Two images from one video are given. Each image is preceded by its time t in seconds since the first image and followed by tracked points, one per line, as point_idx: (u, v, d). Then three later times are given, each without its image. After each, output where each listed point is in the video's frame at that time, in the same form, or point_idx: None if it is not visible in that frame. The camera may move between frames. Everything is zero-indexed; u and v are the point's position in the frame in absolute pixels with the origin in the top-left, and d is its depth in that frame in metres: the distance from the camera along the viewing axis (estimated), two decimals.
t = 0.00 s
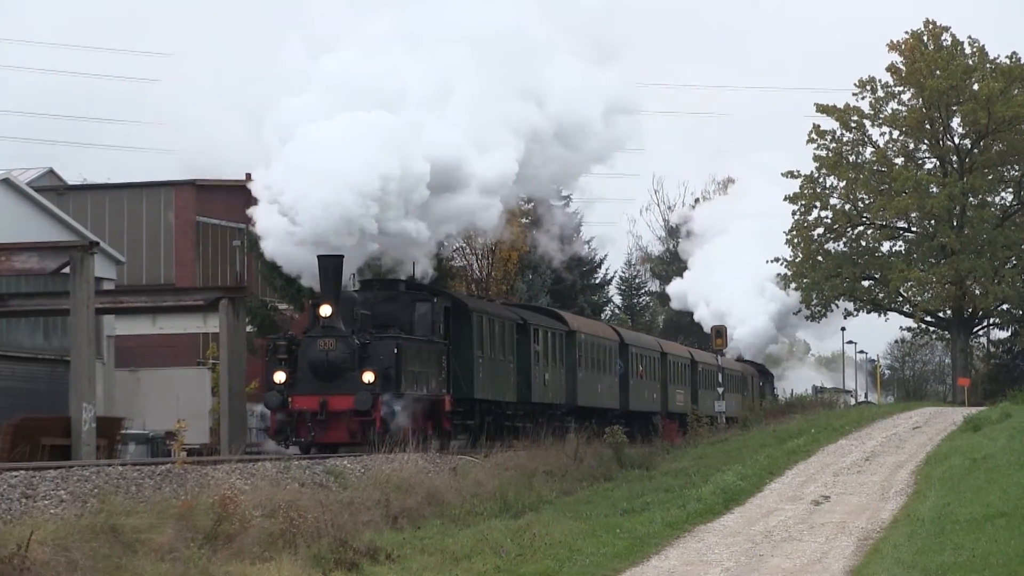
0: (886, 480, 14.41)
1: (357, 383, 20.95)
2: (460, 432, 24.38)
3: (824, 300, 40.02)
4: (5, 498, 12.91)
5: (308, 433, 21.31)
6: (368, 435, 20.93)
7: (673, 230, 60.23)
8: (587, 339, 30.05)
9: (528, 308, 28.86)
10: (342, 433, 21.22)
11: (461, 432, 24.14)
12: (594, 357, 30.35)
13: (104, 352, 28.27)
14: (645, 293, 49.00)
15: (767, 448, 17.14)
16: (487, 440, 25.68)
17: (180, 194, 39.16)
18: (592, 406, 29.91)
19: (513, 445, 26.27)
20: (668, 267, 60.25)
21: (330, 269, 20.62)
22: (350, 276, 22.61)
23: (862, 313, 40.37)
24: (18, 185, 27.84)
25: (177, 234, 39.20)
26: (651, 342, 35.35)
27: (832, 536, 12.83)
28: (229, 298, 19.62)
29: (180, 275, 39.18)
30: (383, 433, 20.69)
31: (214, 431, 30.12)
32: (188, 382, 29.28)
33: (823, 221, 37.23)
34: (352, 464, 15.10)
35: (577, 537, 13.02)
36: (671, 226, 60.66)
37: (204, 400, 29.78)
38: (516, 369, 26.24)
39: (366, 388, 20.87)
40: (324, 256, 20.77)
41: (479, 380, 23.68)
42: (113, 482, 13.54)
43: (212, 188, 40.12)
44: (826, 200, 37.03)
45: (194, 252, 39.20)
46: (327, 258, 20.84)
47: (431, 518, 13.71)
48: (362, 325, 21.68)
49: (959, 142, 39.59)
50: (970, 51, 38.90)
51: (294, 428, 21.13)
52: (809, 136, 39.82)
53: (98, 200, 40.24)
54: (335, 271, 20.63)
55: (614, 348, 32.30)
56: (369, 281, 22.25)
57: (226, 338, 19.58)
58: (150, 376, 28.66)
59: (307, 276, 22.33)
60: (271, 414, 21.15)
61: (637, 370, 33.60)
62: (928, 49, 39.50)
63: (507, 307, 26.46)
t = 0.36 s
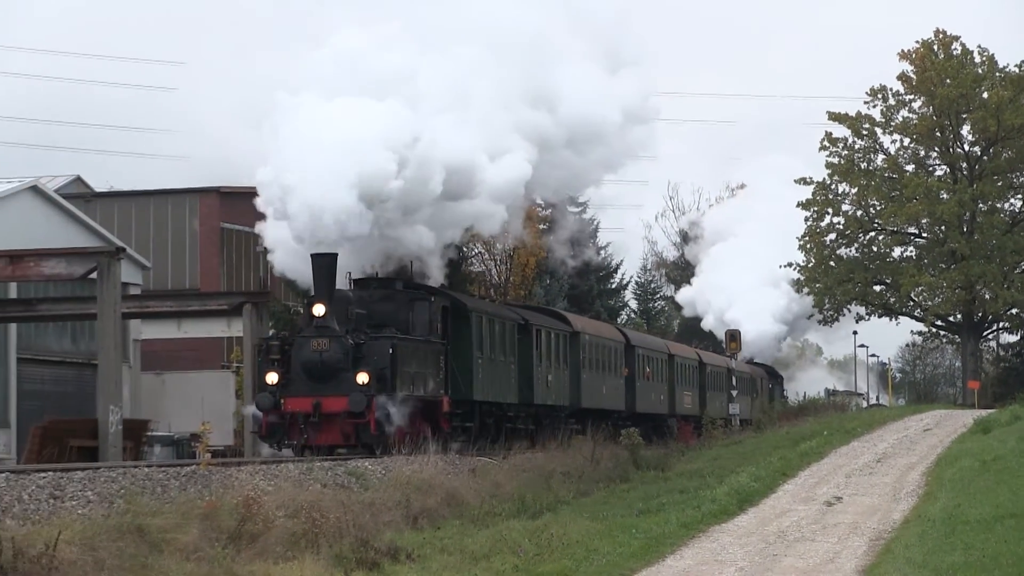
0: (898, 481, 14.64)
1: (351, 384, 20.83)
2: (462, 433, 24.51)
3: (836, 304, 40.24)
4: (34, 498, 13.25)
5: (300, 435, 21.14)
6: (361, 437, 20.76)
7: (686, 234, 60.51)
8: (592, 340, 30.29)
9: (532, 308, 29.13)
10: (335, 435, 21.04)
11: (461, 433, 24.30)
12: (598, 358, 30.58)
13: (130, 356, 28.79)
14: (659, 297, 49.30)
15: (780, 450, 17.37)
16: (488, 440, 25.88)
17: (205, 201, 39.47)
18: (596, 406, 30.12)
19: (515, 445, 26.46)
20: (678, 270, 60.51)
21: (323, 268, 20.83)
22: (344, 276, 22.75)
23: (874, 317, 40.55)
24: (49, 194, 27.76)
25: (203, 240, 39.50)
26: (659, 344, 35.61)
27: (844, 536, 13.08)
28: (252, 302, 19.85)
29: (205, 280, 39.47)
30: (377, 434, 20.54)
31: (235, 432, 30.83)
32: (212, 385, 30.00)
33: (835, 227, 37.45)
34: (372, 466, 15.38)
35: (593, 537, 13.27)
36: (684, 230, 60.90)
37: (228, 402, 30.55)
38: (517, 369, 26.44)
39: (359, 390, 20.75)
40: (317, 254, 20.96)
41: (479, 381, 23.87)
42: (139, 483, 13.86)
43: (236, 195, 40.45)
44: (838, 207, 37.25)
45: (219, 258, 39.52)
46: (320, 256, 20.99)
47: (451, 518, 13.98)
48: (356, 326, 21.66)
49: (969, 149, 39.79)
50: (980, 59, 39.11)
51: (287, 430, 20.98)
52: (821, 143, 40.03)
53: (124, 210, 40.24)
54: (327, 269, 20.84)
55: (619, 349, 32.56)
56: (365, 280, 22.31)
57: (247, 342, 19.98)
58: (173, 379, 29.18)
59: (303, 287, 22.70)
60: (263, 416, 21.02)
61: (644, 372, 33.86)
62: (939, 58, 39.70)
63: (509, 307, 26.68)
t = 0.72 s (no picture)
0: (914, 482, 14.87)
1: (347, 385, 20.81)
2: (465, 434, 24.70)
3: (853, 309, 40.40)
4: (67, 499, 13.62)
5: (294, 435, 21.09)
6: (358, 438, 20.71)
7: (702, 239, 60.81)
8: (601, 341, 30.53)
9: (539, 309, 29.42)
10: (331, 436, 20.98)
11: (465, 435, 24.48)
12: (607, 359, 30.82)
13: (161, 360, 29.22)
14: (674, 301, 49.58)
15: (798, 451, 17.61)
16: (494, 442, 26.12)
17: (234, 207, 39.73)
18: (605, 408, 30.35)
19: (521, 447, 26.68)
20: (693, 275, 60.78)
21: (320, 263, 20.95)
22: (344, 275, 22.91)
23: (890, 321, 40.76)
24: (81, 201, 30.47)
25: (232, 245, 39.72)
26: (670, 346, 35.85)
27: (861, 536, 13.32)
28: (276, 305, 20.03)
29: (234, 285, 39.74)
30: (373, 435, 20.51)
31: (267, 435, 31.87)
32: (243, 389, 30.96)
33: (852, 233, 37.65)
34: (398, 467, 15.69)
35: (613, 537, 13.54)
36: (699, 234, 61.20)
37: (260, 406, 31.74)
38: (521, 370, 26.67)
39: (356, 390, 20.73)
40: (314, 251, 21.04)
41: (481, 382, 24.05)
42: (168, 484, 14.20)
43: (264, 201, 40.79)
44: (854, 213, 37.46)
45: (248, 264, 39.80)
46: (317, 254, 21.04)
47: (474, 518, 14.25)
48: (353, 326, 21.64)
49: (983, 156, 39.97)
50: (993, 68, 39.30)
51: (281, 431, 20.93)
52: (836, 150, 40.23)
53: (156, 216, 40.54)
54: (322, 264, 20.97)
55: (628, 350, 32.81)
56: (364, 279, 22.28)
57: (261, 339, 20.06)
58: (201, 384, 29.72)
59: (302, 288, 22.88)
60: (257, 417, 20.93)
61: (654, 374, 34.10)
62: (953, 67, 39.89)
63: (514, 307, 26.96)
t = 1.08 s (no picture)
0: (931, 483, 15.22)
1: (347, 385, 20.91)
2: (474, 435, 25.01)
3: (871, 314, 40.68)
4: (106, 499, 14.07)
5: (292, 437, 21.19)
6: (357, 439, 20.80)
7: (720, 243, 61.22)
8: (612, 343, 30.89)
9: (549, 311, 29.81)
10: (330, 438, 21.08)
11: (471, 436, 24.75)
12: (618, 361, 31.16)
13: (197, 363, 29.78)
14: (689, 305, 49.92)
15: (816, 452, 17.96)
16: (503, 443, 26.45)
17: (268, 214, 40.22)
18: (616, 410, 30.67)
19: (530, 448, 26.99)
20: (713, 281, 61.22)
21: (319, 261, 20.98)
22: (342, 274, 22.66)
23: (907, 326, 41.07)
24: (120, 210, 30.88)
25: (265, 251, 40.20)
26: (684, 348, 36.20)
27: (880, 535, 13.67)
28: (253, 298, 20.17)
29: (268, 290, 40.20)
30: (373, 436, 20.62)
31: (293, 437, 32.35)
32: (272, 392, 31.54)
33: (870, 241, 37.95)
34: (429, 468, 16.12)
35: (637, 536, 13.91)
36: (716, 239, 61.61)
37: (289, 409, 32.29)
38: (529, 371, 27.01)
39: (355, 391, 20.83)
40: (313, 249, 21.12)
41: (486, 384, 24.34)
42: (204, 484, 14.64)
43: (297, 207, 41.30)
44: (872, 221, 37.76)
45: (281, 270, 40.25)
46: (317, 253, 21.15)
47: (502, 518, 14.64)
48: (353, 325, 21.74)
49: (999, 165, 40.25)
50: (1010, 79, 39.61)
51: (280, 432, 21.02)
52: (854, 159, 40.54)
53: (192, 223, 40.96)
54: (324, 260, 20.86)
55: (640, 352, 33.19)
56: (366, 279, 22.47)
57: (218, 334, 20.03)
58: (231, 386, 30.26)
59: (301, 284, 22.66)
60: (255, 418, 21.02)
61: (668, 375, 34.44)
62: (969, 78, 40.21)
63: (522, 308, 27.33)
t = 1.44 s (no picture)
0: (949, 485, 15.60)
1: (346, 388, 20.51)
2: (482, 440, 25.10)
3: (891, 320, 41.05)
4: (147, 500, 14.54)
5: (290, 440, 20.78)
6: (356, 443, 20.38)
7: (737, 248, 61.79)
8: (623, 346, 31.21)
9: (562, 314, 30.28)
10: (329, 442, 20.67)
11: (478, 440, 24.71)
12: (630, 364, 31.55)
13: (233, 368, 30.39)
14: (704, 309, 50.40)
15: (838, 456, 18.35)
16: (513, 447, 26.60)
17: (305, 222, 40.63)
18: (628, 413, 30.97)
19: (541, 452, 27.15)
20: (732, 286, 61.80)
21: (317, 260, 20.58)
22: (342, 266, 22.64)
23: (925, 332, 41.47)
24: (161, 220, 31.35)
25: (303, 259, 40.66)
26: (700, 352, 36.64)
27: (899, 536, 14.07)
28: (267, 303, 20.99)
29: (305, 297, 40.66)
30: (373, 440, 20.22)
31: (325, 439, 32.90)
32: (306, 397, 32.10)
33: (889, 250, 38.34)
34: (461, 471, 16.61)
35: (663, 537, 14.30)
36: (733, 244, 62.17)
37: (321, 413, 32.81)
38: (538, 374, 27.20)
39: (355, 394, 20.44)
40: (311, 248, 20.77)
41: (492, 387, 24.12)
42: (241, 486, 15.10)
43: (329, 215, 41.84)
44: (891, 230, 38.14)
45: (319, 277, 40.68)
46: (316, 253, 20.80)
47: (531, 519, 15.06)
48: (352, 326, 21.35)
49: (1015, 175, 40.61)
50: None
51: (277, 436, 20.62)
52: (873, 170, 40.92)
53: (231, 232, 41.38)
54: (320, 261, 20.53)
55: (653, 355, 33.59)
56: (369, 280, 22.19)
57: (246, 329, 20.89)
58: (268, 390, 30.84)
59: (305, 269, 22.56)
60: (252, 422, 20.63)
61: (682, 378, 34.82)
62: (986, 90, 40.61)
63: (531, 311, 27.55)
